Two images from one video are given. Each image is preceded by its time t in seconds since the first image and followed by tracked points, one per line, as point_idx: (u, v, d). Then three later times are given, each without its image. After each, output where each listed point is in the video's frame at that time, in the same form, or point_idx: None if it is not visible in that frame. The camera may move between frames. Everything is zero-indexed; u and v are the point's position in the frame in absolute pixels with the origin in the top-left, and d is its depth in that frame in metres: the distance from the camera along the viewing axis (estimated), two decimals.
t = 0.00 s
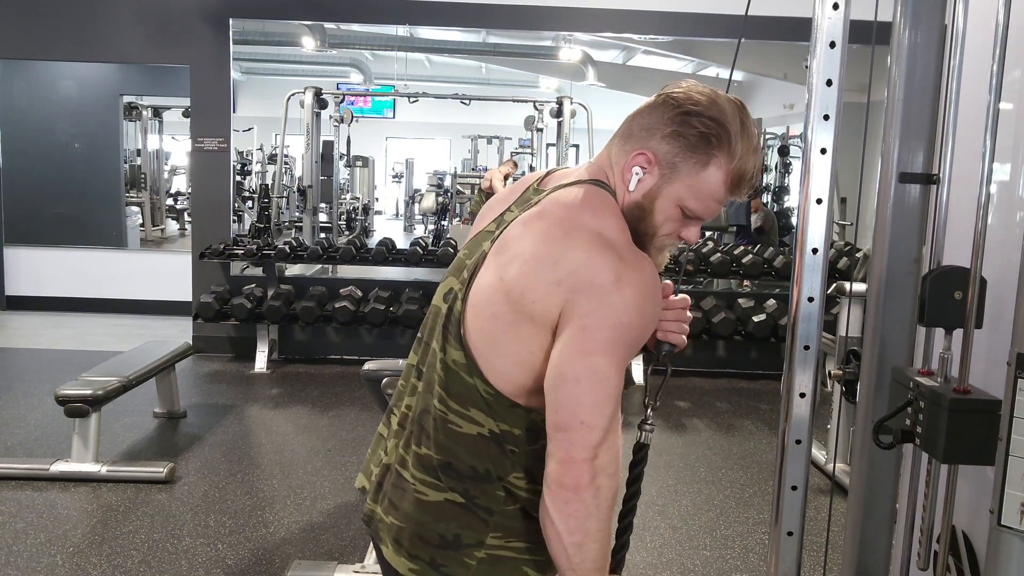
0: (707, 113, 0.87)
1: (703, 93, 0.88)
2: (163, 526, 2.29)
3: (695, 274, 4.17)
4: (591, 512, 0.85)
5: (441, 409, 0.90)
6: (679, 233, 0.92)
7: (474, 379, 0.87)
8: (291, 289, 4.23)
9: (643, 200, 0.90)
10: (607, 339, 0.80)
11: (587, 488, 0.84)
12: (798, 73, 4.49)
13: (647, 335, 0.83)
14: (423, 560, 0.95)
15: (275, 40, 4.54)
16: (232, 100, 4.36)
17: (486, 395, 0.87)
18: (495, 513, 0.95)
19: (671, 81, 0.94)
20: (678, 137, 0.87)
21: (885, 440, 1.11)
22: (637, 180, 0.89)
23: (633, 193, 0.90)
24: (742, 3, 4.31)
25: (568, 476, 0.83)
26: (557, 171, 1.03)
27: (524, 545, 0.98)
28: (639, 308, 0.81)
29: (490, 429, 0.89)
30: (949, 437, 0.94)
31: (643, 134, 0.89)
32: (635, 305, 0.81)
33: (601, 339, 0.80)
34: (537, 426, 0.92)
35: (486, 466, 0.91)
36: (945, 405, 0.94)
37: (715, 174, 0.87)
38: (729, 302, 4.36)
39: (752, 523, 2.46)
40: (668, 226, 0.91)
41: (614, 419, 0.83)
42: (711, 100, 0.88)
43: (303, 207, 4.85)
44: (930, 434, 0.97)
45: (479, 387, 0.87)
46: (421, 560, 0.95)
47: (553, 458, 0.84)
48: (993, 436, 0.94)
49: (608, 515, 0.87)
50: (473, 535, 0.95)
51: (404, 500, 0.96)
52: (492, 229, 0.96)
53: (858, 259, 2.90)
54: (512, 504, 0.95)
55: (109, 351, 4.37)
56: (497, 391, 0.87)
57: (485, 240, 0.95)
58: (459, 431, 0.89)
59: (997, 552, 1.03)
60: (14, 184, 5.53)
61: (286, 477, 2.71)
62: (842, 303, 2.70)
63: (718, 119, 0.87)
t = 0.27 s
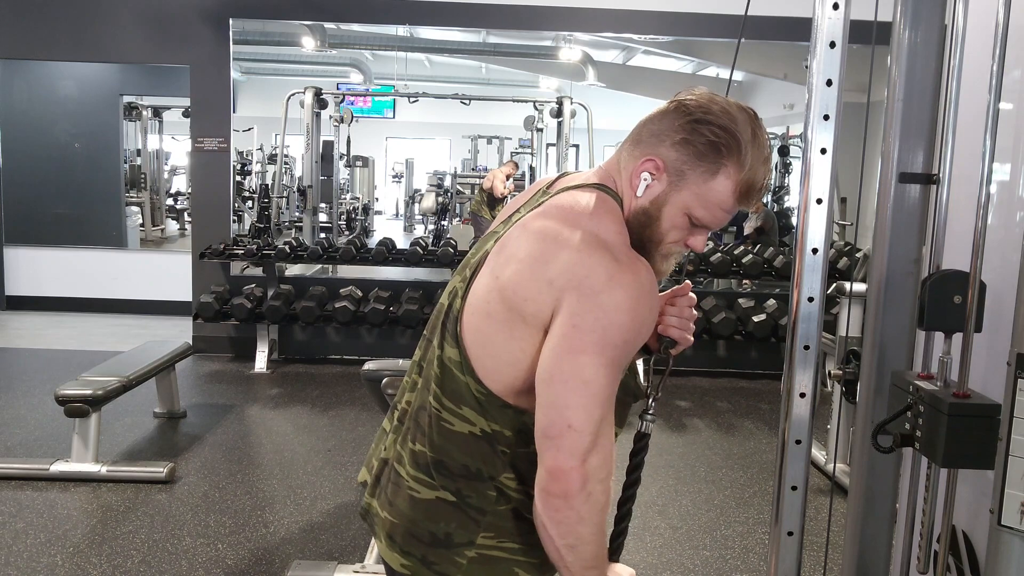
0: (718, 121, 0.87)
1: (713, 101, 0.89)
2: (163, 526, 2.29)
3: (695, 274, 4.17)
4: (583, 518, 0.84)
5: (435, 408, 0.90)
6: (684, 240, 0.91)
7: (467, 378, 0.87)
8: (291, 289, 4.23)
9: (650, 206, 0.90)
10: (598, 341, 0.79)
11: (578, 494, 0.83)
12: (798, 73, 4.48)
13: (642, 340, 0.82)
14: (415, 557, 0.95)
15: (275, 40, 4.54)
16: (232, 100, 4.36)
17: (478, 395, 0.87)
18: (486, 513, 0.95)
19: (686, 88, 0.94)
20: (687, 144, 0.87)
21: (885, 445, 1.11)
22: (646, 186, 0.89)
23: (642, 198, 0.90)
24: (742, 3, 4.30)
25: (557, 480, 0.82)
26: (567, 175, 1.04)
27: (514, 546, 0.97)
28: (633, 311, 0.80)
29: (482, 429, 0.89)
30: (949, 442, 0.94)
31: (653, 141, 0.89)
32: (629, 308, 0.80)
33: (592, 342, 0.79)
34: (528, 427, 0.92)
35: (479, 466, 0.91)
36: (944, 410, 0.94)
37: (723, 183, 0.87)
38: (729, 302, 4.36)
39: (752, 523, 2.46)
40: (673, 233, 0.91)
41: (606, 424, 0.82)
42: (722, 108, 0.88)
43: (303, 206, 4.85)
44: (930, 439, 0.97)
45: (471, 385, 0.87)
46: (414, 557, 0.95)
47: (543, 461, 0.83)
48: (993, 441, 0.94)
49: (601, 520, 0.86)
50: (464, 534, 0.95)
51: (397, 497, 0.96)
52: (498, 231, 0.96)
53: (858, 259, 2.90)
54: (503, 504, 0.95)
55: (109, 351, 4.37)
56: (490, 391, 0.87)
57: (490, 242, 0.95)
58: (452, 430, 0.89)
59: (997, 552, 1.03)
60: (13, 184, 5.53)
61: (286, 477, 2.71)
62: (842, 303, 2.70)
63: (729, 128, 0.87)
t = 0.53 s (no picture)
0: (717, 115, 0.87)
1: (712, 96, 0.89)
2: (164, 526, 2.29)
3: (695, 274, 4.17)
4: (581, 513, 0.83)
5: (436, 409, 0.90)
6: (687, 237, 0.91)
7: (468, 379, 0.87)
8: (291, 289, 4.23)
9: (651, 202, 0.90)
10: (597, 334, 0.79)
11: (576, 489, 0.82)
12: (798, 73, 4.48)
13: (641, 335, 0.82)
14: (417, 560, 0.95)
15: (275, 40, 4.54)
16: (232, 100, 4.36)
17: (481, 396, 0.87)
18: (489, 515, 0.94)
19: (684, 85, 0.94)
20: (688, 139, 0.87)
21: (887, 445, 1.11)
22: (647, 182, 0.89)
23: (643, 195, 0.90)
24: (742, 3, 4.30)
25: (554, 474, 0.82)
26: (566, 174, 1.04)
27: (517, 548, 0.97)
28: (632, 305, 0.80)
29: (485, 430, 0.89)
30: (948, 444, 0.93)
31: (653, 136, 0.89)
32: (627, 301, 0.79)
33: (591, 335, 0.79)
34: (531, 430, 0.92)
35: (481, 467, 0.91)
36: (944, 412, 0.93)
37: (724, 176, 0.87)
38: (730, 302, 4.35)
39: (752, 523, 2.46)
40: (675, 229, 0.90)
41: (605, 418, 0.81)
42: (721, 103, 0.88)
43: (303, 206, 4.85)
44: (930, 441, 0.96)
45: (472, 386, 0.87)
46: (415, 559, 0.95)
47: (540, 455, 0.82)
48: (994, 442, 0.93)
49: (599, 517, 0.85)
50: (466, 536, 0.95)
51: (399, 499, 0.96)
52: (498, 231, 0.96)
53: (859, 259, 2.90)
54: (505, 506, 0.95)
55: (109, 351, 4.37)
56: (492, 392, 0.87)
57: (490, 241, 0.95)
58: (454, 431, 0.89)
59: (997, 552, 1.03)
60: (14, 184, 5.53)
61: (286, 477, 2.71)
62: (842, 303, 2.70)
63: (729, 122, 0.87)
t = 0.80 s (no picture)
0: (724, 115, 0.87)
1: (718, 97, 0.89)
2: (164, 526, 2.29)
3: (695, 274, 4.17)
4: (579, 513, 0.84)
5: (439, 410, 0.90)
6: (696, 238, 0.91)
7: (474, 380, 0.87)
8: (291, 289, 4.23)
9: (660, 204, 0.89)
10: (598, 335, 0.79)
11: (575, 489, 0.82)
12: (798, 73, 4.48)
13: (644, 336, 0.82)
14: (420, 562, 0.96)
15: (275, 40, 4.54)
16: (232, 100, 4.36)
17: (485, 398, 0.87)
18: (492, 517, 0.94)
19: (689, 84, 0.94)
20: (696, 140, 0.87)
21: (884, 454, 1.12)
22: (656, 184, 0.89)
23: (651, 198, 0.90)
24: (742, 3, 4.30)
25: (553, 474, 0.82)
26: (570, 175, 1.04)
27: (521, 551, 0.97)
28: (634, 306, 0.80)
29: (488, 432, 0.89)
30: (949, 451, 0.96)
31: (660, 138, 0.89)
32: (630, 302, 0.79)
33: (592, 336, 0.79)
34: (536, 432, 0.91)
35: (485, 469, 0.91)
36: (944, 420, 0.96)
37: (733, 177, 0.87)
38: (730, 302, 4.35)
39: (752, 523, 2.45)
40: (685, 230, 0.91)
41: (605, 419, 0.81)
42: (728, 104, 0.88)
43: (303, 207, 4.85)
44: (929, 447, 0.98)
45: (476, 387, 0.87)
46: (419, 561, 0.96)
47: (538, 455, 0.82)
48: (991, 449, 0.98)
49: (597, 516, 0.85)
50: (469, 539, 0.94)
51: (402, 501, 0.96)
52: (502, 232, 0.96)
53: (859, 259, 2.90)
54: (509, 508, 0.94)
55: (109, 351, 4.37)
56: (496, 393, 0.87)
57: (494, 242, 0.95)
58: (458, 432, 0.89)
59: (997, 552, 1.03)
60: (14, 184, 5.53)
61: (286, 477, 2.71)
62: (842, 303, 2.70)
63: (736, 122, 0.87)
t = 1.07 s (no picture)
0: (727, 115, 0.87)
1: (720, 97, 0.89)
2: (164, 526, 2.29)
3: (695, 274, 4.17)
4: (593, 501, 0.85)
5: (439, 411, 0.91)
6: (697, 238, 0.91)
7: (474, 381, 0.88)
8: (291, 289, 4.23)
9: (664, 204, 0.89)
10: (600, 331, 0.79)
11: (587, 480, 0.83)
12: (798, 73, 4.48)
13: (647, 330, 0.82)
14: (419, 562, 0.96)
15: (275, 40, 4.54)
16: (232, 100, 4.36)
17: (485, 398, 0.87)
18: (492, 519, 0.94)
19: (689, 84, 0.94)
20: (700, 140, 0.87)
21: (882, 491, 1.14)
22: (659, 185, 0.89)
23: (654, 198, 0.90)
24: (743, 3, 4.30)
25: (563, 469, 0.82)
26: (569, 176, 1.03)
27: (522, 553, 0.96)
28: (635, 301, 0.80)
29: (488, 433, 0.89)
30: (944, 491, 0.98)
31: (662, 139, 0.89)
32: (630, 299, 0.80)
33: (594, 335, 0.79)
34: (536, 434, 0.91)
35: (484, 470, 0.91)
36: (938, 462, 0.98)
37: (738, 177, 0.88)
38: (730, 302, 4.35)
39: (752, 523, 2.46)
40: (687, 230, 0.91)
41: (613, 412, 0.82)
42: (730, 104, 0.88)
43: (303, 207, 4.85)
44: (924, 488, 1.00)
45: (477, 387, 0.87)
46: (417, 562, 0.96)
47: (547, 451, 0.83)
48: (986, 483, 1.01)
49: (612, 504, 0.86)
50: (469, 540, 0.94)
51: (402, 502, 0.96)
52: (502, 232, 0.96)
53: (859, 259, 2.90)
54: (509, 510, 0.94)
55: (109, 351, 4.37)
56: (496, 394, 0.87)
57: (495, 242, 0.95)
58: (458, 433, 0.90)
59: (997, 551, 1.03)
60: (14, 185, 5.54)
61: (285, 477, 2.71)
62: (842, 303, 2.70)
63: (739, 122, 0.87)
